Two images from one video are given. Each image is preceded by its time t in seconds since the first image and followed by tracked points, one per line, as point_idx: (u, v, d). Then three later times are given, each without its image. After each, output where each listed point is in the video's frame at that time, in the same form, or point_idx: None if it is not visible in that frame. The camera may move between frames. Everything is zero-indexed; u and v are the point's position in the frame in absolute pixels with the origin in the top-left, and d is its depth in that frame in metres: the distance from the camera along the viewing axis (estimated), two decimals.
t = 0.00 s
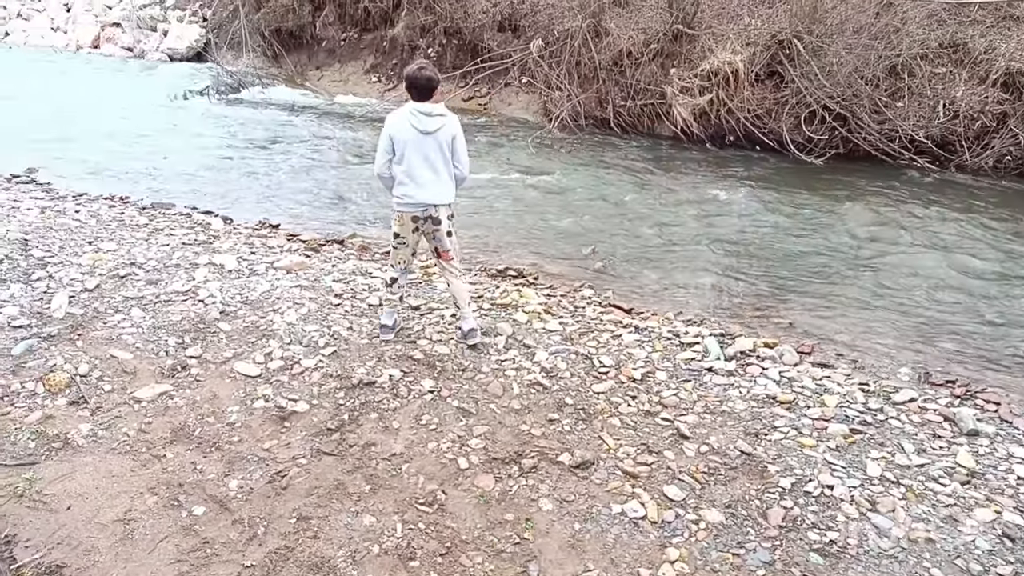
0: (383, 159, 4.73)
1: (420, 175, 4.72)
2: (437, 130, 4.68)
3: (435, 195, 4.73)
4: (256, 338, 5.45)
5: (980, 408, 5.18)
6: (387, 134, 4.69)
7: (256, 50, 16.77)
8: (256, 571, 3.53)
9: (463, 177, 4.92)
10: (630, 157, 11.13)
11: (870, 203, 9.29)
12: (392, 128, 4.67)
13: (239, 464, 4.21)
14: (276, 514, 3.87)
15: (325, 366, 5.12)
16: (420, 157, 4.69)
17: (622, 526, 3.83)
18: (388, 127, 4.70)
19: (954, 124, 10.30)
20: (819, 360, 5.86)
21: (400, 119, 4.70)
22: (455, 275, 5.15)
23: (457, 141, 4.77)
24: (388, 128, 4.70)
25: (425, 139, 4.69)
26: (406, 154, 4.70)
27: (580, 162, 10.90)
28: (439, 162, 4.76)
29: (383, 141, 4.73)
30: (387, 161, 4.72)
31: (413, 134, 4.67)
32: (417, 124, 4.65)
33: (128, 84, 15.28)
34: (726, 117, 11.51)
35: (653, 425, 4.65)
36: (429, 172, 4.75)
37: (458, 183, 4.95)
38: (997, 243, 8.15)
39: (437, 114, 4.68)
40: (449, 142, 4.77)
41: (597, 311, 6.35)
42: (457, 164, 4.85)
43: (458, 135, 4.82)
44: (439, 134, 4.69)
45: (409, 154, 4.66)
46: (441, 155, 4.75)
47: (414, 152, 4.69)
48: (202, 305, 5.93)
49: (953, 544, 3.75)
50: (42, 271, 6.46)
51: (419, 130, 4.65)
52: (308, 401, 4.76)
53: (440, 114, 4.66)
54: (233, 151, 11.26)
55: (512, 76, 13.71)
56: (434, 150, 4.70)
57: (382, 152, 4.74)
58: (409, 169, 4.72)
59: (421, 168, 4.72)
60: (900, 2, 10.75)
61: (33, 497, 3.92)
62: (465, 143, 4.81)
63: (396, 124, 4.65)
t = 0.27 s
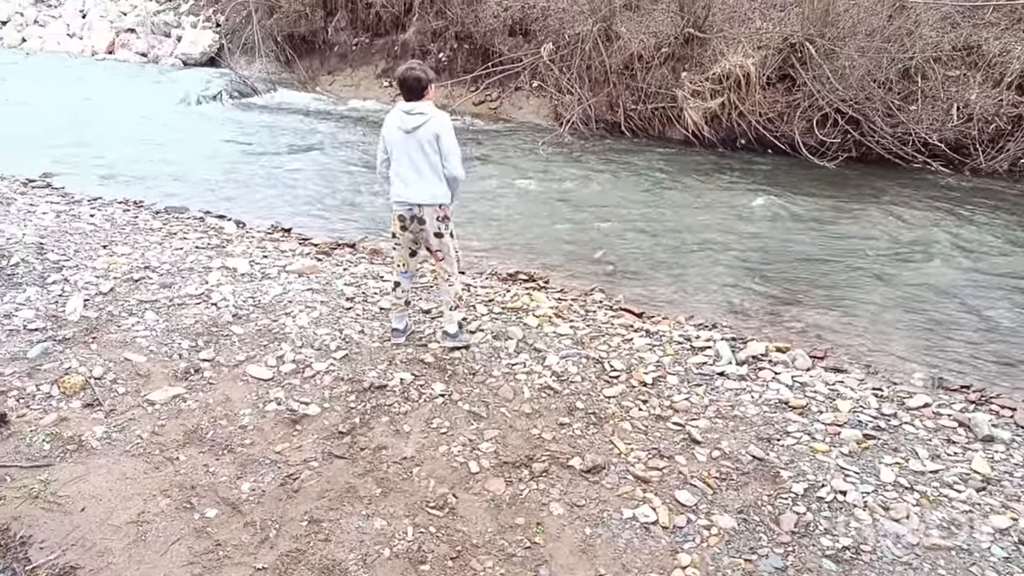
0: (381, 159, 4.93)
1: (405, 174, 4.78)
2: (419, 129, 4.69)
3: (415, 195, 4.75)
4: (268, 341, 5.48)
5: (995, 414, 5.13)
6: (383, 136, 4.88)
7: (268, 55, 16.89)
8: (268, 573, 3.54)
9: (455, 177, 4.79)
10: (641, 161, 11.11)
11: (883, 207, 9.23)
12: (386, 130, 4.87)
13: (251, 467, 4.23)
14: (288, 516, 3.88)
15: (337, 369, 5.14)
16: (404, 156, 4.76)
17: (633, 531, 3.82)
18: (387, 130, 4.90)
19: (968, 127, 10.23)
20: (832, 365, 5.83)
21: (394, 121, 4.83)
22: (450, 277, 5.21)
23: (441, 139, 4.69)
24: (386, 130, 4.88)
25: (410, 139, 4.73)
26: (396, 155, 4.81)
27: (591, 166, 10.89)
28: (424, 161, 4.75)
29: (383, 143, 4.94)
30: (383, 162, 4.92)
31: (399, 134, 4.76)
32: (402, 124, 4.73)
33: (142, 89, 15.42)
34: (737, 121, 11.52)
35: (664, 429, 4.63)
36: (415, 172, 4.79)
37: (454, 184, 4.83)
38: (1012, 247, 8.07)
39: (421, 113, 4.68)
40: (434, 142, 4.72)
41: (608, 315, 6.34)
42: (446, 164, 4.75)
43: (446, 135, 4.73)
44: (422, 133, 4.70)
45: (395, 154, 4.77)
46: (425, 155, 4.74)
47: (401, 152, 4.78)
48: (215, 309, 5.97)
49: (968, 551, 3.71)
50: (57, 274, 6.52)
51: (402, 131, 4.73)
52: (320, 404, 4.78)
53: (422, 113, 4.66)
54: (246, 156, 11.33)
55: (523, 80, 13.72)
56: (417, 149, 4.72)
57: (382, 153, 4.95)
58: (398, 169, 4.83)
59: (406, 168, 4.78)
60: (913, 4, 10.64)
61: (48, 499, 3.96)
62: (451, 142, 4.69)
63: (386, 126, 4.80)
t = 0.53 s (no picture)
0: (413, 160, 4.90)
1: (422, 180, 4.71)
2: (435, 139, 4.53)
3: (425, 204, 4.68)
4: (286, 344, 5.53)
5: (1018, 421, 5.06)
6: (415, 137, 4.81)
7: (286, 61, 17.02)
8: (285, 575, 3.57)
9: (467, 193, 4.58)
10: (657, 165, 11.09)
11: (902, 211, 9.15)
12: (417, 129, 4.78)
13: (269, 469, 4.26)
14: (306, 518, 3.91)
15: (353, 372, 5.17)
16: (421, 162, 4.68)
17: (649, 536, 3.81)
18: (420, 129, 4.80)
19: (989, 130, 10.13)
20: (850, 370, 5.78)
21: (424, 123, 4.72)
22: (467, 291, 5.08)
23: (452, 151, 4.49)
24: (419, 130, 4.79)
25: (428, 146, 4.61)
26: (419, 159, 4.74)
27: (607, 170, 10.88)
28: (439, 172, 4.62)
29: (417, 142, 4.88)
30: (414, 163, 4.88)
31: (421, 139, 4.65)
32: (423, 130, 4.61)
33: (162, 94, 15.60)
34: (754, 124, 11.53)
35: (681, 434, 4.62)
36: (431, 179, 4.69)
37: (467, 198, 4.64)
38: None
39: (439, 122, 4.50)
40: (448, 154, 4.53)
41: (624, 319, 6.32)
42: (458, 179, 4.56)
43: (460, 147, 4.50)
44: (437, 142, 4.54)
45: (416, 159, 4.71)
46: (439, 165, 4.60)
47: (421, 158, 4.69)
48: (233, 312, 6.03)
49: (990, 560, 3.66)
50: (79, 278, 6.61)
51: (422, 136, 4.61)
52: (337, 407, 4.81)
53: (439, 122, 4.47)
54: (264, 160, 11.44)
55: (539, 84, 13.76)
56: (431, 158, 4.59)
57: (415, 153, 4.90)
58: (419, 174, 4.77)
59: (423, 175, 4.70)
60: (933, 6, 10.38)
61: (69, 499, 4.01)
62: (462, 157, 4.46)
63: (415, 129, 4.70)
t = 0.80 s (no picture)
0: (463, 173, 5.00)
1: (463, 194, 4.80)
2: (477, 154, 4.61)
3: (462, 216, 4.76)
4: (298, 347, 5.55)
5: None
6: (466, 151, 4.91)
7: (300, 65, 17.04)
8: None
9: (500, 210, 4.61)
10: (668, 169, 11.08)
11: (915, 216, 9.09)
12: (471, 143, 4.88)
13: (281, 471, 4.28)
14: (317, 521, 3.92)
15: (365, 376, 5.19)
16: (464, 176, 4.76)
17: (661, 541, 3.80)
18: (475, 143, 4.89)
19: (1004, 135, 10.09)
20: (863, 375, 5.74)
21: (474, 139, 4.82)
22: (496, 305, 5.03)
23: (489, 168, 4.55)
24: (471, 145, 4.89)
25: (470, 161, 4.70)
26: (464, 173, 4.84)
27: (618, 174, 10.88)
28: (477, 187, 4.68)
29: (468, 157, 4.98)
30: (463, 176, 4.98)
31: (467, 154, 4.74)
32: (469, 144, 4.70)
33: (177, 98, 15.73)
34: (767, 128, 11.52)
35: (692, 438, 4.61)
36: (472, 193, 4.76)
37: (500, 216, 4.66)
38: None
39: (481, 138, 4.58)
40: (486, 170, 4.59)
41: (636, 323, 6.31)
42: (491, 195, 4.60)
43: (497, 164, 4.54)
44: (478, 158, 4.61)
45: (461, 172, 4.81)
46: (478, 180, 4.67)
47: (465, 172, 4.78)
48: (247, 315, 6.06)
49: (1004, 566, 3.63)
50: (94, 280, 6.67)
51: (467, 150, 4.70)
52: (348, 410, 4.83)
53: (482, 137, 4.55)
54: (277, 164, 11.50)
55: (551, 89, 13.76)
56: (472, 172, 4.67)
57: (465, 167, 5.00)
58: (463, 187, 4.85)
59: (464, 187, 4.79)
60: (948, 10, 10.27)
61: (83, 500, 4.04)
62: (497, 173, 4.50)
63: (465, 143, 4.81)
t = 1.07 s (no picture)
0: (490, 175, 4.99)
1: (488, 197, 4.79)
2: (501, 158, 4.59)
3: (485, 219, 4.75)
4: (292, 351, 5.53)
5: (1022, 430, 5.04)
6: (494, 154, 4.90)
7: (297, 69, 16.95)
8: None
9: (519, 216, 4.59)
10: (662, 173, 11.11)
11: (907, 221, 9.14)
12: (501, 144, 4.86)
13: (273, 476, 4.25)
14: (309, 526, 3.90)
15: (359, 380, 5.17)
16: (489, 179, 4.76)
17: (654, 545, 3.79)
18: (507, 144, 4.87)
19: (994, 141, 10.14)
20: (856, 379, 5.76)
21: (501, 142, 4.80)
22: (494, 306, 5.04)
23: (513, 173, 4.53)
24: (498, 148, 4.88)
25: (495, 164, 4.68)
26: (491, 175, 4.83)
27: (612, 178, 10.90)
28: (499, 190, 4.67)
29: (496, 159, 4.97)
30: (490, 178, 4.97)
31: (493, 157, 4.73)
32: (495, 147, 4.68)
33: (170, 101, 15.67)
34: (761, 134, 11.48)
35: (686, 442, 4.61)
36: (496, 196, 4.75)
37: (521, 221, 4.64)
38: None
39: (507, 141, 4.55)
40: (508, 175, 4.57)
41: (631, 327, 6.32)
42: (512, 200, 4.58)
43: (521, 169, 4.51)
44: (503, 162, 4.59)
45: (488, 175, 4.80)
46: (501, 184, 4.66)
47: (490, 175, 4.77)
48: (240, 318, 6.03)
49: (994, 569, 3.64)
50: (85, 283, 6.63)
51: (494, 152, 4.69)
52: (342, 414, 4.81)
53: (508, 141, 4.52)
54: (270, 167, 11.47)
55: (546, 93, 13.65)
56: (496, 176, 4.66)
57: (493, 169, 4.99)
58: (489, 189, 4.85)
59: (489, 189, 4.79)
60: (938, 19, 10.52)
61: (71, 506, 4.01)
62: (520, 178, 4.48)
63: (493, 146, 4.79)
